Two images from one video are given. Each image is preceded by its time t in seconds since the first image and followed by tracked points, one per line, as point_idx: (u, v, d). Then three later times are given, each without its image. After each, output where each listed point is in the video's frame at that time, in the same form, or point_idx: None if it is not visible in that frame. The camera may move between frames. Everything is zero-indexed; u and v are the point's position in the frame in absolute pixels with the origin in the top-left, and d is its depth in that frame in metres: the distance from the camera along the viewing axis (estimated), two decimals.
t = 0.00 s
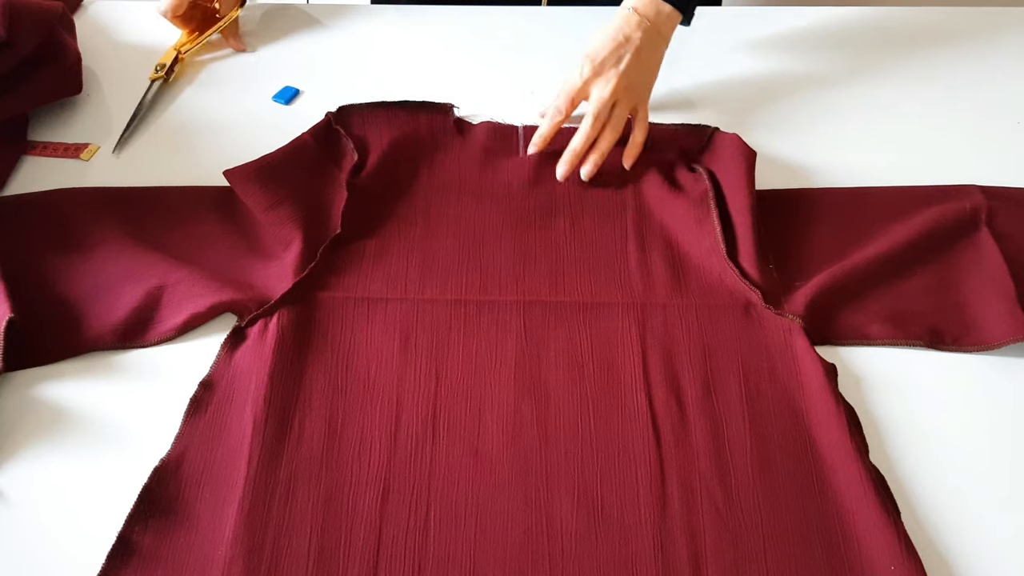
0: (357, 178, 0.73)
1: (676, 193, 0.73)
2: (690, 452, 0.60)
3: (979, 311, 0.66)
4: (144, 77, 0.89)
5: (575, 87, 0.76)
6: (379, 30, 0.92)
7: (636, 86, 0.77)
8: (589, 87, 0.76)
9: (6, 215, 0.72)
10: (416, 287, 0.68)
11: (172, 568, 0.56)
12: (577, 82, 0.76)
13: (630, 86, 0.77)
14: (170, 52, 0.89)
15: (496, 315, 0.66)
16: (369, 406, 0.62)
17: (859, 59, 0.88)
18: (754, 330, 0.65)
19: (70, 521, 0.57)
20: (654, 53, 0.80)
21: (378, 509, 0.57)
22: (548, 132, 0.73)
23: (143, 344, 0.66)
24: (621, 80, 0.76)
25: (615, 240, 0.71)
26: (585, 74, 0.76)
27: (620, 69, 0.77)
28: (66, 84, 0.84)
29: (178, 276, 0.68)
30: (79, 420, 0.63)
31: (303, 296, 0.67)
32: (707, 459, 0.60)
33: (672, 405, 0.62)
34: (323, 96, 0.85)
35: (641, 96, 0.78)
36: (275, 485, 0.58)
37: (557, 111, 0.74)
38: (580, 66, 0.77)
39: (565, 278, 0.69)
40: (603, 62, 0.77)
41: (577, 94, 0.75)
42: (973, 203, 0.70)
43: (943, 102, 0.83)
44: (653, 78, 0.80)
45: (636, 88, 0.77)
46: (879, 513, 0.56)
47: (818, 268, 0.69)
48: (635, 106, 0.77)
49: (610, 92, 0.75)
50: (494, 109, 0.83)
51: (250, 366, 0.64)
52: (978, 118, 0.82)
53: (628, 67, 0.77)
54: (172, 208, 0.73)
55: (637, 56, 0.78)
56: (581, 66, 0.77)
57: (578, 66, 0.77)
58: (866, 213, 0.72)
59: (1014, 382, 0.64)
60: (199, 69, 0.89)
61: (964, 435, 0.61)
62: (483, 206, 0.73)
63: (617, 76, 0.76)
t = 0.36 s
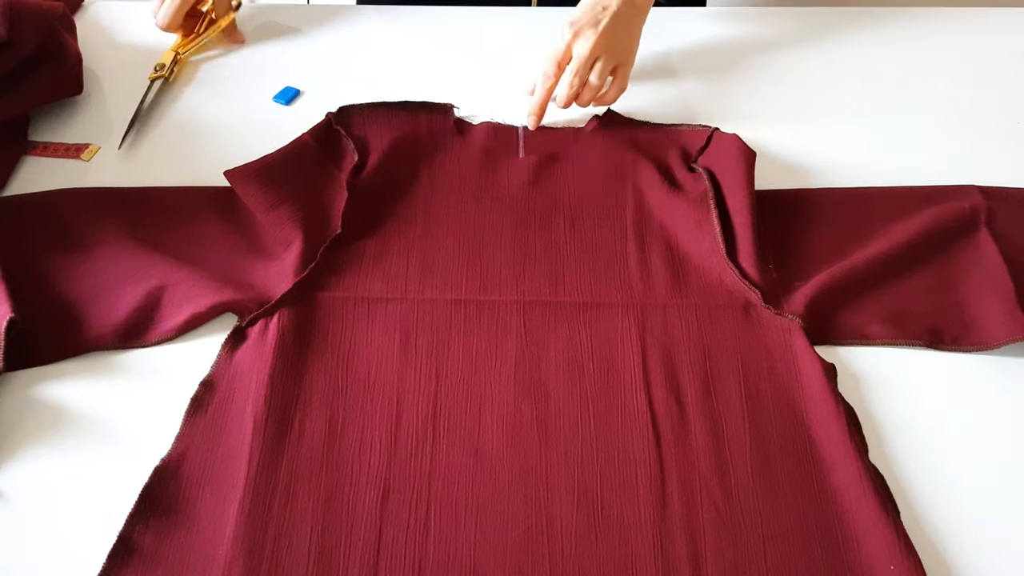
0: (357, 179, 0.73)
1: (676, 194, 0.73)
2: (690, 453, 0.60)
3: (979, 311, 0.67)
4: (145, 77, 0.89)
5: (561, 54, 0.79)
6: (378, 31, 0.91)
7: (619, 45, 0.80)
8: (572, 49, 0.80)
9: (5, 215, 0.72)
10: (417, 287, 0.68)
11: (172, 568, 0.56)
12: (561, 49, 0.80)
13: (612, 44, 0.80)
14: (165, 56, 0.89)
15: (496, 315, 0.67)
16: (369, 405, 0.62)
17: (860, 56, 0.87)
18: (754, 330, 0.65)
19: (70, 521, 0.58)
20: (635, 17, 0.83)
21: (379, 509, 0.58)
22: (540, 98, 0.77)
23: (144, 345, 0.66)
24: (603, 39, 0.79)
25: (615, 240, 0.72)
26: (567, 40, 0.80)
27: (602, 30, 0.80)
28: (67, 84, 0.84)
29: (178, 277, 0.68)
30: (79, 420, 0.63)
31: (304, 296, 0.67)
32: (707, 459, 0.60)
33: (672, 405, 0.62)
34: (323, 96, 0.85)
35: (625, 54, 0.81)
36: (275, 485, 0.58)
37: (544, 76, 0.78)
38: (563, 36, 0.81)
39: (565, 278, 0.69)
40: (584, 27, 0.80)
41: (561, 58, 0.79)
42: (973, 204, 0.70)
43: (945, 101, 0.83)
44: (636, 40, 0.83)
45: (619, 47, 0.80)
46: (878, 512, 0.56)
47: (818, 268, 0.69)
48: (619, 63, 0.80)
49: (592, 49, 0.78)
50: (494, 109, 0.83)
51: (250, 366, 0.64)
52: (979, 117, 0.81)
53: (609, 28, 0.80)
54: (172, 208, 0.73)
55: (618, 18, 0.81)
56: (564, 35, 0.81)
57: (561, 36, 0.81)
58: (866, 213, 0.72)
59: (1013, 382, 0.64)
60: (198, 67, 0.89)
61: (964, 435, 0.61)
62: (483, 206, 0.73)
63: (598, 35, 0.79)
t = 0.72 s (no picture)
0: (357, 179, 0.73)
1: (676, 194, 0.73)
2: (690, 452, 0.60)
3: (979, 311, 0.67)
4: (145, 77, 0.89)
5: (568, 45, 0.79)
6: (378, 32, 0.91)
7: (626, 35, 0.80)
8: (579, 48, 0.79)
9: (5, 215, 0.72)
10: (417, 287, 0.68)
11: (171, 569, 0.56)
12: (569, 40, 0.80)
13: (619, 34, 0.79)
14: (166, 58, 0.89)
15: (496, 315, 0.67)
16: (369, 405, 0.62)
17: (861, 57, 0.87)
18: (753, 329, 0.65)
19: (69, 521, 0.58)
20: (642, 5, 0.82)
21: (379, 508, 0.57)
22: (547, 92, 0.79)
23: (144, 344, 0.66)
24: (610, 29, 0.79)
25: (615, 240, 0.72)
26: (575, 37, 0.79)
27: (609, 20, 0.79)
28: (67, 84, 0.84)
29: (178, 277, 0.68)
30: (79, 419, 0.63)
31: (304, 296, 0.67)
32: (707, 459, 0.60)
33: (671, 406, 0.62)
34: (323, 96, 0.85)
35: (632, 45, 0.80)
36: (275, 485, 0.58)
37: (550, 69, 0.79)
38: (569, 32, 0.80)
39: (564, 278, 0.69)
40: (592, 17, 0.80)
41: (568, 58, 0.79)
42: (973, 204, 0.70)
43: (945, 100, 0.83)
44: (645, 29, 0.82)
45: (627, 36, 0.80)
46: (878, 512, 0.56)
47: (818, 268, 0.69)
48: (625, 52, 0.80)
49: (599, 41, 0.78)
50: (494, 109, 0.83)
51: (250, 366, 0.64)
52: (979, 117, 0.81)
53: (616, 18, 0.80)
54: (172, 208, 0.73)
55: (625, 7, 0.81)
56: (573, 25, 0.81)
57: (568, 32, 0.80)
58: (866, 213, 0.72)
59: (1013, 382, 0.64)
60: (198, 66, 0.89)
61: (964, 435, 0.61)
62: (483, 206, 0.73)
63: (605, 26, 0.78)
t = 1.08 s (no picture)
0: (357, 178, 0.73)
1: (676, 194, 0.73)
2: (690, 452, 0.60)
3: (979, 311, 0.67)
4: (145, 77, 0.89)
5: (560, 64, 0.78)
6: (377, 32, 0.91)
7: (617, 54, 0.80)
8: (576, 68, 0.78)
9: (5, 215, 0.72)
10: (417, 287, 0.68)
11: (171, 569, 0.56)
12: (560, 59, 0.79)
13: (610, 53, 0.79)
14: (164, 59, 0.89)
15: (496, 316, 0.67)
16: (369, 405, 0.62)
17: (861, 57, 0.87)
18: (753, 329, 0.65)
19: (69, 521, 0.58)
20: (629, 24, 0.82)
21: (379, 508, 0.58)
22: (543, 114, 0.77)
23: (143, 344, 0.66)
24: (601, 49, 0.78)
25: (615, 240, 0.72)
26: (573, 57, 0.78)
27: (599, 40, 0.79)
28: (67, 84, 0.84)
29: (178, 277, 0.68)
30: (79, 420, 0.63)
31: (304, 296, 0.67)
32: (707, 459, 0.60)
33: (671, 406, 0.62)
34: (323, 97, 0.85)
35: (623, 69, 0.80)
36: (275, 485, 0.58)
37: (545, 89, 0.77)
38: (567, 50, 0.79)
39: (564, 278, 0.69)
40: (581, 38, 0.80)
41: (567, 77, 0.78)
42: (973, 204, 0.70)
43: (945, 100, 0.83)
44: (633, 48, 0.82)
45: (618, 55, 0.79)
46: (878, 513, 0.56)
47: (818, 269, 0.69)
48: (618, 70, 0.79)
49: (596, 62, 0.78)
50: (494, 109, 0.83)
51: (250, 366, 0.64)
52: (979, 117, 0.81)
53: (605, 38, 0.80)
54: (172, 208, 0.73)
55: (612, 28, 0.81)
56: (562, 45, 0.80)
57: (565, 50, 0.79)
58: (866, 213, 0.72)
59: (1013, 382, 0.64)
60: (198, 66, 0.89)
61: (964, 435, 0.61)
62: (483, 206, 0.73)
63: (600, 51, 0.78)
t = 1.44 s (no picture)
0: (357, 178, 0.73)
1: (676, 194, 0.73)
2: (690, 452, 0.60)
3: (979, 311, 0.67)
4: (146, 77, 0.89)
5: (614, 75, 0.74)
6: (377, 32, 0.91)
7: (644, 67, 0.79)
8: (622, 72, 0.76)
9: (5, 215, 0.72)
10: (416, 287, 0.68)
11: (171, 568, 0.56)
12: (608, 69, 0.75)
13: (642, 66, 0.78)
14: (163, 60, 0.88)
15: (496, 315, 0.67)
16: (369, 405, 0.62)
17: (861, 58, 0.87)
18: (753, 329, 0.65)
19: (69, 521, 0.58)
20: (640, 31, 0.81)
21: (379, 508, 0.58)
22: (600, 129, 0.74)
23: (143, 345, 0.66)
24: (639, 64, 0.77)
25: (615, 240, 0.72)
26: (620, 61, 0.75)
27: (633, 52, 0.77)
28: (67, 84, 0.84)
29: (178, 277, 0.68)
30: (79, 420, 0.63)
31: (304, 296, 0.67)
32: (707, 459, 0.60)
33: (671, 406, 0.62)
34: (323, 97, 0.85)
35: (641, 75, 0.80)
36: (275, 485, 0.58)
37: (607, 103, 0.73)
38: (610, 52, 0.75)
39: (564, 278, 0.69)
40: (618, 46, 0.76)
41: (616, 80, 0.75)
42: (973, 204, 0.70)
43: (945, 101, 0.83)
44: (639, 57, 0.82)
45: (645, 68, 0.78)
46: (878, 512, 0.56)
47: (818, 268, 0.69)
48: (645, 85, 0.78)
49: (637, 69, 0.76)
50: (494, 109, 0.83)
51: (250, 366, 0.64)
52: (979, 117, 0.81)
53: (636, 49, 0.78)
54: (172, 208, 0.73)
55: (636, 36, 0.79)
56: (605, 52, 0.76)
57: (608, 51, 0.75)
58: (866, 213, 0.72)
59: (1013, 382, 0.64)
60: (198, 66, 0.89)
61: (964, 435, 0.61)
62: (483, 206, 0.73)
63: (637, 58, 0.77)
